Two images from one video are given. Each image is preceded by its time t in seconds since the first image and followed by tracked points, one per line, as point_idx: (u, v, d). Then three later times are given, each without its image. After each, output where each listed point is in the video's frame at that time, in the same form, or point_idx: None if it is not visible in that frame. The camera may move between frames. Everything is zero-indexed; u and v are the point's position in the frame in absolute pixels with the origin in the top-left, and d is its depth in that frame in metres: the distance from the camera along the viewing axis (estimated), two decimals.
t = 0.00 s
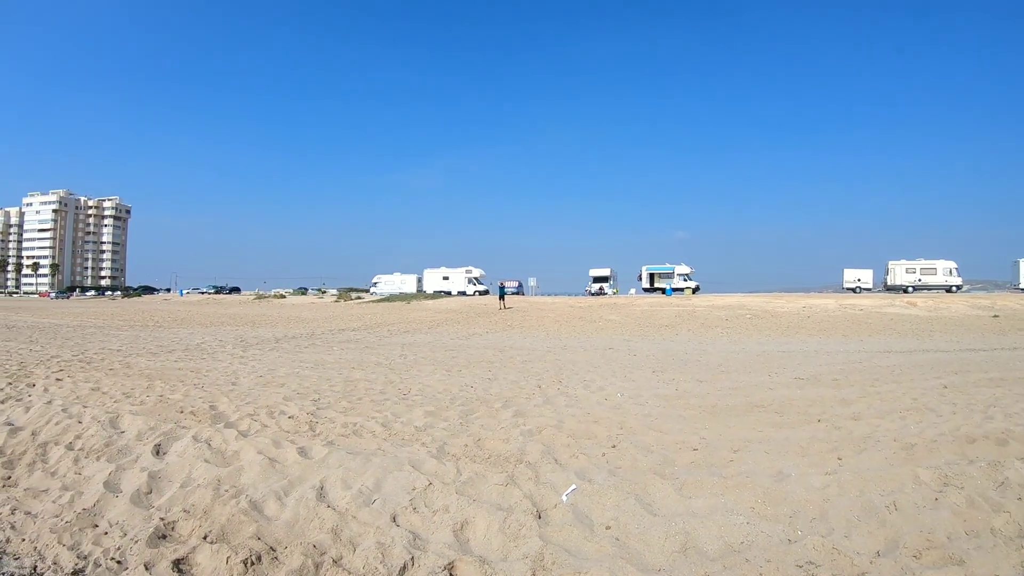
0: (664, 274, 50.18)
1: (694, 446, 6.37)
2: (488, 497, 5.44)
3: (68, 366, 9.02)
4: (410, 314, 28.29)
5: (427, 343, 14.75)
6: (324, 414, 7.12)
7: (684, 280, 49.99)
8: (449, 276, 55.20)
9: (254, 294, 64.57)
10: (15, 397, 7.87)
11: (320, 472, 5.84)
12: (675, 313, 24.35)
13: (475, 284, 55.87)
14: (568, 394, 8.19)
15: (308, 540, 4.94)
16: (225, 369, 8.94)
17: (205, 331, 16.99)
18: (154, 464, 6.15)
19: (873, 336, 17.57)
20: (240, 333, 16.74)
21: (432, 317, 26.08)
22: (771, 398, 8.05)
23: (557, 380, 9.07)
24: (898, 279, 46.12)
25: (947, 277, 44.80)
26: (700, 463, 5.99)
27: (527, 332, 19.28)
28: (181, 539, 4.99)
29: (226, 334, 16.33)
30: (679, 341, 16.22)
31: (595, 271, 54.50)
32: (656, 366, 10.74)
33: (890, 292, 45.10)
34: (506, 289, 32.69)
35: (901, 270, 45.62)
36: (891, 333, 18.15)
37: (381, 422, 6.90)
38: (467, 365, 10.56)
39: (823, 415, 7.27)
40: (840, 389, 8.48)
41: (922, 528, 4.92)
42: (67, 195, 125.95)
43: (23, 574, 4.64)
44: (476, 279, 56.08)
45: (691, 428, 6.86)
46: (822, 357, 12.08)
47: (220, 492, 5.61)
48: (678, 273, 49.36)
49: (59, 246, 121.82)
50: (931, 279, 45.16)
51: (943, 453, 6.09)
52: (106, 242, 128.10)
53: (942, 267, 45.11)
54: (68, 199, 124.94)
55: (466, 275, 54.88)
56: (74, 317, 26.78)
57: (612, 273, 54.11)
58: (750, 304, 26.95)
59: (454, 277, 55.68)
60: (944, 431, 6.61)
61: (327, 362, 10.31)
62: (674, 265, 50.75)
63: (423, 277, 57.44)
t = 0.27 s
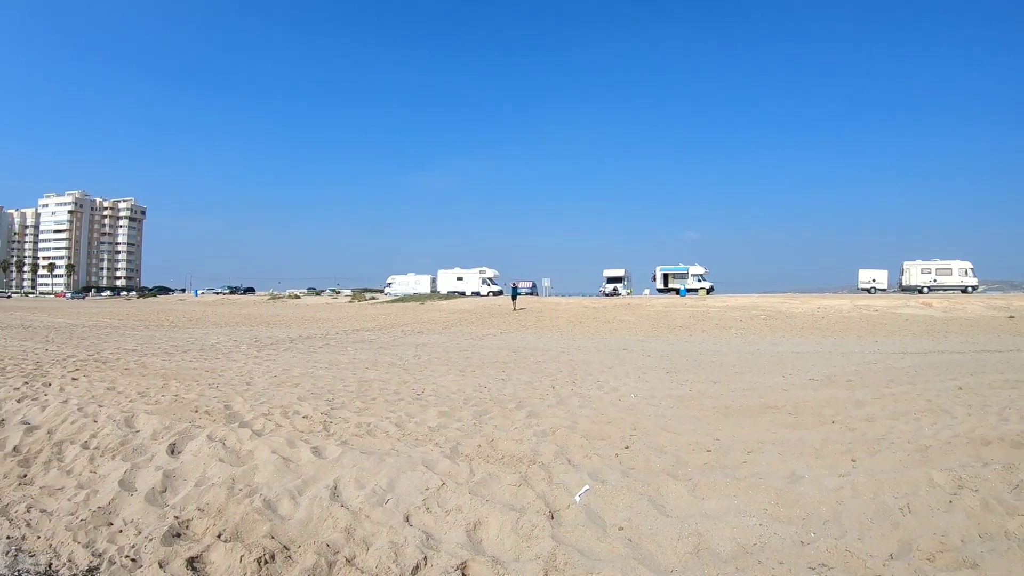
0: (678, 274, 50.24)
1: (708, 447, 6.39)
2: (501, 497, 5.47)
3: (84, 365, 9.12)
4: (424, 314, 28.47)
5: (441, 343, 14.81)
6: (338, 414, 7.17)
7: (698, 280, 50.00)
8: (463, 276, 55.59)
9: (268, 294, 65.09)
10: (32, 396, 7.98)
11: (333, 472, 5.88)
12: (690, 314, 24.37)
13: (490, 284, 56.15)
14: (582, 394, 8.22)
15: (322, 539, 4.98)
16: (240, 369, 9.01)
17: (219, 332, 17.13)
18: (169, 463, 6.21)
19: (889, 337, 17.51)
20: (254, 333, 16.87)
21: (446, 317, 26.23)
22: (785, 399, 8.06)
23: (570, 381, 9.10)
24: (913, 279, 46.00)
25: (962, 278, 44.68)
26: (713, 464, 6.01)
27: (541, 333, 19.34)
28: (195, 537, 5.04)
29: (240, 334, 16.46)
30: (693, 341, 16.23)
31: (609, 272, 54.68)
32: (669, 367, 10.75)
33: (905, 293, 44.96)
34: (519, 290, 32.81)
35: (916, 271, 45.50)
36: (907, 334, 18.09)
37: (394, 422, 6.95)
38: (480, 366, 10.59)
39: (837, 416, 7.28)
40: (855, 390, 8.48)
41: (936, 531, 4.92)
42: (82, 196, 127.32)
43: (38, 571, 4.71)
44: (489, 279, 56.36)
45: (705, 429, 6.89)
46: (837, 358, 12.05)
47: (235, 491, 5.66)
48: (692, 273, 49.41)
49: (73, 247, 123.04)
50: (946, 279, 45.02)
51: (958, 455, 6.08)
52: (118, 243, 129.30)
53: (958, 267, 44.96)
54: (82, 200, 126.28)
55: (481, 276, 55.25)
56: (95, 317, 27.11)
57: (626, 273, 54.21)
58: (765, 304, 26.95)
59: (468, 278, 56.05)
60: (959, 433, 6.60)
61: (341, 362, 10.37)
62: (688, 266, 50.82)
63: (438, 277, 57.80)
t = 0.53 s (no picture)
0: (693, 275, 50.28)
1: (722, 449, 6.42)
2: (515, 500, 5.51)
3: (100, 369, 9.23)
4: (437, 318, 28.63)
5: (456, 346, 14.87)
6: (354, 417, 7.23)
7: (712, 281, 49.96)
8: (477, 279, 56.00)
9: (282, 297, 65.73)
10: (50, 399, 8.10)
11: (349, 474, 5.94)
12: (704, 316, 24.39)
13: (504, 287, 56.52)
14: (596, 396, 8.24)
15: (337, 541, 5.03)
16: (255, 372, 9.09)
17: (234, 336, 17.28)
18: (185, 466, 6.28)
19: (906, 337, 17.44)
20: (269, 337, 17.00)
21: (461, 320, 26.38)
22: (799, 400, 8.06)
23: (585, 383, 9.13)
24: (929, 279, 45.86)
25: (979, 277, 44.44)
26: (726, 467, 6.04)
27: (555, 335, 19.38)
28: (211, 539, 5.10)
29: (255, 338, 16.60)
30: (708, 343, 16.22)
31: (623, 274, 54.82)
32: (684, 368, 10.77)
33: (922, 294, 44.76)
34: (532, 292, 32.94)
35: (931, 271, 45.39)
36: (925, 335, 18.02)
37: (409, 425, 6.99)
38: (495, 368, 10.63)
39: (852, 418, 7.28)
40: (870, 391, 8.46)
41: (951, 533, 4.93)
42: (97, 202, 128.76)
43: (56, 572, 4.78)
44: (504, 282, 56.75)
45: (719, 431, 6.91)
46: (853, 359, 12.00)
47: (250, 494, 5.72)
48: (707, 275, 49.42)
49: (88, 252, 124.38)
50: (963, 279, 44.84)
51: (974, 457, 6.07)
52: (132, 248, 130.58)
53: (974, 266, 44.77)
54: (97, 206, 127.70)
55: (494, 278, 55.72)
56: (116, 322, 27.49)
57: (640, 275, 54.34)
58: (781, 305, 26.95)
59: (482, 281, 56.39)
60: (975, 434, 6.58)
61: (356, 366, 10.43)
62: (701, 268, 50.83)
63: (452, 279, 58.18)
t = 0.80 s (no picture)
0: (703, 275, 50.32)
1: (732, 450, 6.44)
2: (527, 501, 5.54)
3: (112, 371, 9.30)
4: (447, 319, 28.79)
5: (466, 347, 14.92)
6: (365, 418, 7.27)
7: (722, 282, 49.96)
8: (486, 280, 56.28)
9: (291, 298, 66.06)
10: (63, 401, 8.18)
11: (360, 475, 5.97)
12: (714, 316, 24.42)
13: (513, 287, 56.76)
14: (607, 397, 8.27)
15: (349, 541, 5.06)
16: (265, 374, 9.14)
17: (244, 337, 17.36)
18: (197, 467, 6.31)
19: (917, 337, 17.41)
20: (280, 339, 17.09)
21: (472, 321, 26.49)
22: (809, 401, 8.07)
23: (595, 384, 9.16)
24: (939, 279, 45.78)
25: (989, 276, 44.31)
26: (737, 468, 6.06)
27: (566, 336, 19.43)
28: (223, 540, 5.13)
29: (265, 339, 16.70)
30: (718, 343, 16.24)
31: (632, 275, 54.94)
32: (694, 369, 10.78)
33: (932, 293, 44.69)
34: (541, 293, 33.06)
35: (942, 270, 45.31)
36: (936, 335, 17.98)
37: (420, 426, 7.03)
38: (505, 369, 10.66)
39: (863, 418, 7.29)
40: (881, 391, 8.46)
41: (962, 534, 4.93)
42: (107, 204, 129.66)
43: (70, 572, 4.83)
44: (513, 283, 56.96)
45: (730, 431, 6.93)
46: (863, 359, 11.99)
47: (262, 495, 5.76)
48: (717, 275, 49.47)
49: (99, 255, 125.28)
50: (973, 278, 44.71)
51: (985, 457, 6.06)
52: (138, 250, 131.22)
53: (984, 266, 44.66)
54: (108, 208, 128.54)
55: (503, 279, 55.94)
56: (129, 324, 27.76)
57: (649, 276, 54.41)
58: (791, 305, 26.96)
59: (491, 282, 56.62)
60: (986, 434, 6.57)
61: (366, 367, 10.47)
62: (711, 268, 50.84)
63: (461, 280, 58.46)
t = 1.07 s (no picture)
0: (710, 275, 50.37)
1: (742, 451, 6.48)
2: (538, 502, 5.57)
3: (122, 373, 9.35)
4: (455, 320, 28.92)
5: (476, 349, 14.96)
6: (375, 419, 7.30)
7: (731, 282, 49.99)
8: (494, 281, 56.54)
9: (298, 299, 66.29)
10: (73, 404, 8.22)
11: (372, 476, 6.00)
12: (722, 316, 24.46)
13: (522, 288, 56.97)
14: (616, 398, 8.30)
15: (362, 542, 5.09)
16: (275, 375, 9.18)
17: (253, 339, 17.43)
18: (208, 468, 6.34)
19: (926, 338, 17.40)
20: (288, 340, 17.16)
21: (480, 323, 26.58)
22: (819, 401, 8.09)
23: (605, 386, 9.19)
24: (948, 279, 45.73)
25: (998, 275, 44.22)
26: (747, 468, 6.10)
27: (575, 337, 19.47)
28: (235, 541, 5.16)
29: (274, 341, 16.77)
30: (727, 344, 16.25)
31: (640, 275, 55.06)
32: (703, 370, 10.81)
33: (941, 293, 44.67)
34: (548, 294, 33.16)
35: (950, 270, 45.29)
36: (945, 335, 17.97)
37: (431, 427, 7.06)
38: (515, 370, 10.69)
39: (872, 418, 7.31)
40: (890, 391, 8.47)
41: (973, 533, 4.94)
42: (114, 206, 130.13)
43: (82, 573, 4.86)
44: (521, 284, 57.18)
45: (739, 432, 6.96)
46: (872, 360, 11.99)
47: (274, 496, 5.78)
48: (725, 275, 49.52)
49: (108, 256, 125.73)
50: (982, 277, 44.64)
51: (995, 457, 6.07)
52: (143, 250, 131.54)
53: (993, 265, 44.60)
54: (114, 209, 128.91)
55: (511, 279, 56.16)
56: (137, 326, 27.88)
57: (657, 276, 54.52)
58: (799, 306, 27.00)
59: (499, 284, 56.81)
60: (996, 434, 6.59)
61: (376, 369, 10.51)
62: (719, 268, 50.85)
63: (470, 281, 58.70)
